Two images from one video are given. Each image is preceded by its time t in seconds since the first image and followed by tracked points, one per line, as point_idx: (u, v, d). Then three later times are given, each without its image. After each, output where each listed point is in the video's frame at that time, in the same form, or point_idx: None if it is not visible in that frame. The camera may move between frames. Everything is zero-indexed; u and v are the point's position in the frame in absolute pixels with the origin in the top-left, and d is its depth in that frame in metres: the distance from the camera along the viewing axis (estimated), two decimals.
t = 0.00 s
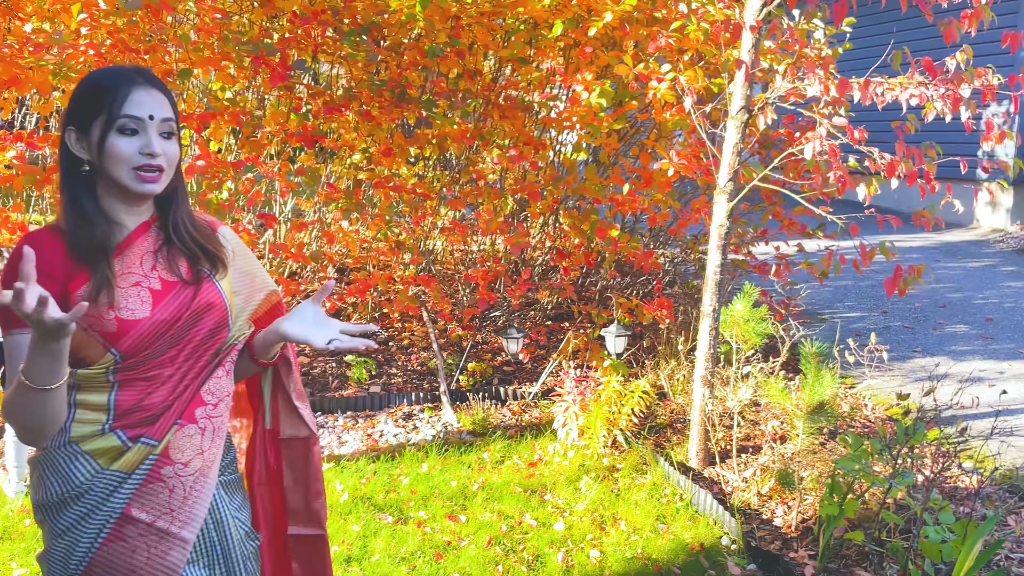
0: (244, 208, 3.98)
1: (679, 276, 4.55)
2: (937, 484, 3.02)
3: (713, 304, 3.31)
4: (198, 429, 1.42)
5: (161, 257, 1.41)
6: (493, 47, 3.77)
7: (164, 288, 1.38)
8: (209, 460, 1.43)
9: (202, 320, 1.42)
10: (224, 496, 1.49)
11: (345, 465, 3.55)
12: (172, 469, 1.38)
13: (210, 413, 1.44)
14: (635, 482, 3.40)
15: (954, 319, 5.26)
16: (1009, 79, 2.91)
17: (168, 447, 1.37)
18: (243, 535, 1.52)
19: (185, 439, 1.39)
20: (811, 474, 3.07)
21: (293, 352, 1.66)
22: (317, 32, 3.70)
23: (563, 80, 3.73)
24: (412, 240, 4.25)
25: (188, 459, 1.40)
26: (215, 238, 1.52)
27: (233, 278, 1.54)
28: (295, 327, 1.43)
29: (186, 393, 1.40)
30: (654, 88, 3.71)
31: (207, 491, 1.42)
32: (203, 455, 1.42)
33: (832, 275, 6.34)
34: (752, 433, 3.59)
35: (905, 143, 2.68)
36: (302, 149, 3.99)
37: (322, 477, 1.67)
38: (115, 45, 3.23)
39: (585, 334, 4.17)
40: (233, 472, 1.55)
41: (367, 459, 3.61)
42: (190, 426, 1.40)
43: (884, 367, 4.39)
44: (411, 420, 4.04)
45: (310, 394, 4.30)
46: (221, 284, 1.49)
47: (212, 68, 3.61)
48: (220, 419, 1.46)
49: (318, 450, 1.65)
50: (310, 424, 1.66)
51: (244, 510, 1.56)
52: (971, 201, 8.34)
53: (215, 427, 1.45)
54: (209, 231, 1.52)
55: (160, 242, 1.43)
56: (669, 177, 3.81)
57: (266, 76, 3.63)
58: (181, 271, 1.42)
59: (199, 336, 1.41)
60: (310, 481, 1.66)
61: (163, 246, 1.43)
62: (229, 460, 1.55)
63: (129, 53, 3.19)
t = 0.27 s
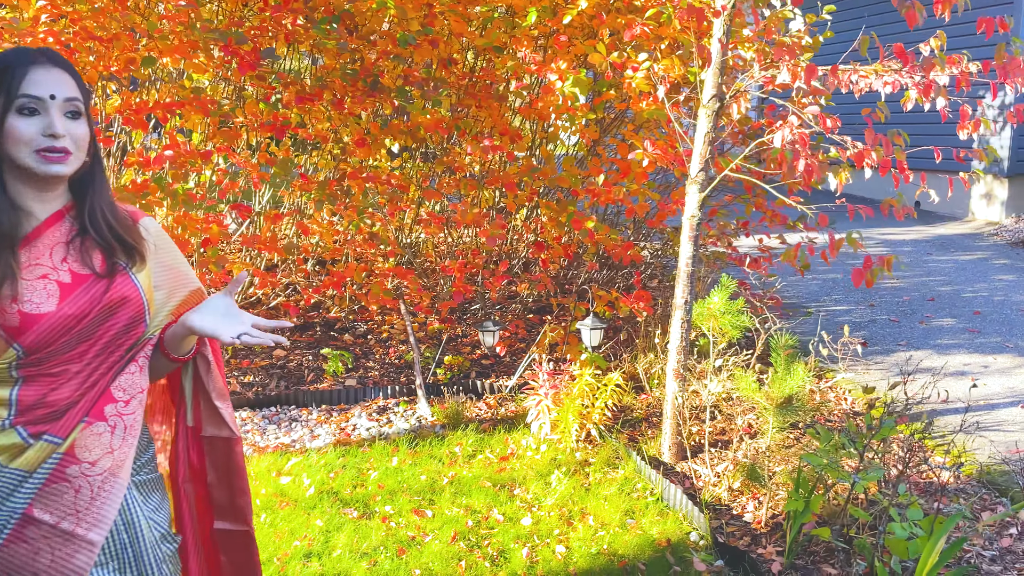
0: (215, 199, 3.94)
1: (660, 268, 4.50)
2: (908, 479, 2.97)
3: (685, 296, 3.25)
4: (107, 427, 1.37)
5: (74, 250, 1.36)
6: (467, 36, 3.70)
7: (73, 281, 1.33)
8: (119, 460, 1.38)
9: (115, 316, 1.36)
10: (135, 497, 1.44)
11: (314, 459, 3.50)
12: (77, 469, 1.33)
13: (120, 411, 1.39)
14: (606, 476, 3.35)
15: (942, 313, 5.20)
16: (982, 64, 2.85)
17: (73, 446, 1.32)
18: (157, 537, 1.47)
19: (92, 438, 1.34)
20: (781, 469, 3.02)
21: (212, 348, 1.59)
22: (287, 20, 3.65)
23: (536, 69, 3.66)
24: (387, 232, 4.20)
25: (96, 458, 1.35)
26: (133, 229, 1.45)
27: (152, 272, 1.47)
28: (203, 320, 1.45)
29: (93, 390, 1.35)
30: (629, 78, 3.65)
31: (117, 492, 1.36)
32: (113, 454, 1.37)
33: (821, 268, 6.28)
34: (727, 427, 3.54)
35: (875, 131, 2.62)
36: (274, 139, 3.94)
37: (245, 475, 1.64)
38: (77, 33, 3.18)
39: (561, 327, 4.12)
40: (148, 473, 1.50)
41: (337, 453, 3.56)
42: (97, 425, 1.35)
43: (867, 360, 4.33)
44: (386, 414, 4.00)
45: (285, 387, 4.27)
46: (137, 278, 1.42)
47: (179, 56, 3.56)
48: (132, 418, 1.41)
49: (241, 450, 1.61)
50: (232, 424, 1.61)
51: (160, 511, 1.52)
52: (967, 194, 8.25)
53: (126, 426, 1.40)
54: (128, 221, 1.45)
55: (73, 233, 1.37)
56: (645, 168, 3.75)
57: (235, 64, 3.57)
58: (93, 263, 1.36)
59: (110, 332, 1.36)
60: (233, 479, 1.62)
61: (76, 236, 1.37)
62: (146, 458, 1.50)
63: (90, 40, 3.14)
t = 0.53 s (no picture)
0: (201, 195, 3.93)
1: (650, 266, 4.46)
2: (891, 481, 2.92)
3: (668, 294, 3.22)
4: (41, 430, 1.32)
5: (7, 248, 1.31)
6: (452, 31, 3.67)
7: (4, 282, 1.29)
8: (56, 463, 1.32)
9: (50, 316, 1.34)
10: (75, 498, 1.38)
11: (296, 457, 3.49)
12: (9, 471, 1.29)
13: (56, 412, 1.34)
14: (588, 475, 3.32)
15: (939, 311, 5.13)
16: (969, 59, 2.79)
17: (3, 448, 1.29)
18: (99, 539, 1.40)
19: (25, 441, 1.30)
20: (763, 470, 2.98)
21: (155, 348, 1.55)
22: (270, 15, 3.62)
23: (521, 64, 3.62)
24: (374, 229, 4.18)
25: (30, 461, 1.31)
26: (72, 223, 1.40)
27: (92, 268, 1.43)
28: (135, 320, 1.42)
29: (25, 390, 1.32)
30: (615, 73, 3.60)
31: (53, 495, 1.31)
32: (49, 457, 1.32)
33: (818, 265, 6.23)
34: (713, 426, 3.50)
35: (855, 126, 2.57)
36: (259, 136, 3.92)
37: (189, 476, 1.61)
38: (54, 28, 3.18)
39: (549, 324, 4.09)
40: (91, 473, 1.44)
41: (320, 450, 3.55)
42: (30, 427, 1.31)
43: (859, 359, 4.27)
44: (371, 411, 3.98)
45: (272, 384, 4.26)
46: (75, 276, 1.38)
47: (162, 51, 3.54)
48: (69, 419, 1.36)
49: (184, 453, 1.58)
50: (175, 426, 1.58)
51: (104, 513, 1.46)
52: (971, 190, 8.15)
53: (63, 427, 1.35)
54: (67, 214, 1.40)
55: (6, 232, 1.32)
56: (632, 164, 3.70)
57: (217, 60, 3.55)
58: (27, 263, 1.32)
59: (44, 332, 1.33)
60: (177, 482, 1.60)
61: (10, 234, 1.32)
62: (90, 459, 1.44)
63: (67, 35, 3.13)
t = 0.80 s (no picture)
0: (200, 193, 3.98)
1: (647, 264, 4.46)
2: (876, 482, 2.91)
3: (655, 293, 3.23)
4: None
5: None
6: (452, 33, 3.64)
7: None
8: (14, 457, 1.29)
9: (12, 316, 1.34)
10: (35, 493, 1.35)
11: (288, 452, 3.53)
12: None
13: (10, 407, 1.30)
14: (576, 472, 3.34)
15: (941, 310, 5.08)
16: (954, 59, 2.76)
17: None
18: (58, 534, 1.38)
19: None
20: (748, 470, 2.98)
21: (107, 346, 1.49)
22: (266, 16, 3.65)
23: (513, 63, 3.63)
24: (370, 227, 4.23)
25: None
26: (34, 222, 1.40)
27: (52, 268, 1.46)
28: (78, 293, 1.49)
29: None
30: (607, 73, 3.60)
31: (9, 489, 1.28)
32: (5, 453, 1.28)
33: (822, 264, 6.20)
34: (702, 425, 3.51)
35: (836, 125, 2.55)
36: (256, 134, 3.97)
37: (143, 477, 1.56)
38: (52, 29, 3.24)
39: (542, 322, 4.11)
40: (52, 469, 1.41)
41: (312, 446, 3.59)
42: None
43: (854, 359, 4.25)
44: (366, 407, 4.03)
45: (270, 380, 4.32)
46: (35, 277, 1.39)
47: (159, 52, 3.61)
48: (25, 415, 1.31)
49: (138, 455, 1.54)
50: (129, 426, 1.53)
51: (67, 509, 1.44)
52: (984, 188, 8.05)
53: (18, 423, 1.30)
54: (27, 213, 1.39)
55: None
56: (624, 163, 3.70)
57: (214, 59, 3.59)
58: None
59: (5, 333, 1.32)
60: (132, 483, 1.55)
61: None
62: (50, 455, 1.42)
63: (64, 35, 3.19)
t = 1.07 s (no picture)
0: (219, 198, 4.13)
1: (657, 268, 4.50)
2: (869, 488, 2.92)
3: (653, 297, 3.27)
4: None
5: None
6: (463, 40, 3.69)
7: None
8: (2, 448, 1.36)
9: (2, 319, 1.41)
10: (23, 482, 1.42)
11: (298, 448, 3.64)
12: None
13: None
14: (575, 473, 3.40)
15: (960, 316, 5.02)
16: (946, 66, 2.78)
17: None
18: (44, 521, 1.45)
19: None
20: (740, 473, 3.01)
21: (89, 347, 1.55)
22: (281, 25, 3.77)
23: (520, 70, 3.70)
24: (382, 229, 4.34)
25: None
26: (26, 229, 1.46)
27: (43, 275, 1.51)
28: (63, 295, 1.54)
29: None
30: (611, 79, 3.65)
31: None
32: None
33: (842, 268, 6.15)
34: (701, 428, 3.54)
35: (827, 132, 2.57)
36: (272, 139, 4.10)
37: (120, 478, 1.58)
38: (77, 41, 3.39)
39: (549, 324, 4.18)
40: (42, 459, 1.48)
41: (321, 443, 3.70)
42: None
43: (864, 365, 4.24)
44: (376, 405, 4.13)
45: (286, 378, 4.45)
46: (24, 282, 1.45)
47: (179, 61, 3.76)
48: (14, 409, 1.39)
49: (112, 453, 1.56)
50: (103, 425, 1.55)
51: (55, 497, 1.51)
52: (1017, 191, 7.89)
53: (7, 417, 1.38)
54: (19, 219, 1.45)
55: None
56: (628, 168, 3.75)
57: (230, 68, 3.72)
58: None
59: None
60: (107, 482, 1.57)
61: None
62: (41, 447, 1.48)
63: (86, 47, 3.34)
